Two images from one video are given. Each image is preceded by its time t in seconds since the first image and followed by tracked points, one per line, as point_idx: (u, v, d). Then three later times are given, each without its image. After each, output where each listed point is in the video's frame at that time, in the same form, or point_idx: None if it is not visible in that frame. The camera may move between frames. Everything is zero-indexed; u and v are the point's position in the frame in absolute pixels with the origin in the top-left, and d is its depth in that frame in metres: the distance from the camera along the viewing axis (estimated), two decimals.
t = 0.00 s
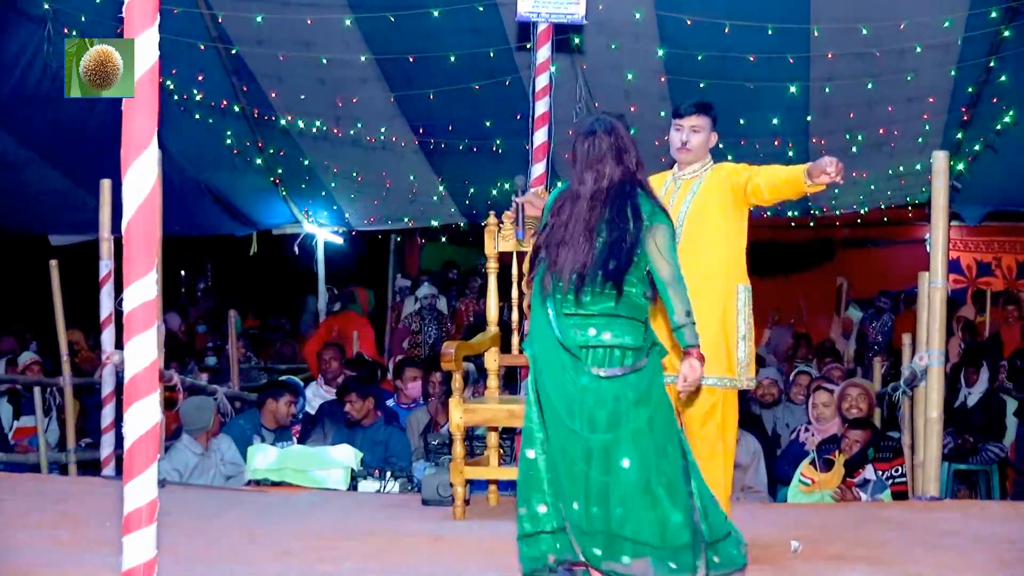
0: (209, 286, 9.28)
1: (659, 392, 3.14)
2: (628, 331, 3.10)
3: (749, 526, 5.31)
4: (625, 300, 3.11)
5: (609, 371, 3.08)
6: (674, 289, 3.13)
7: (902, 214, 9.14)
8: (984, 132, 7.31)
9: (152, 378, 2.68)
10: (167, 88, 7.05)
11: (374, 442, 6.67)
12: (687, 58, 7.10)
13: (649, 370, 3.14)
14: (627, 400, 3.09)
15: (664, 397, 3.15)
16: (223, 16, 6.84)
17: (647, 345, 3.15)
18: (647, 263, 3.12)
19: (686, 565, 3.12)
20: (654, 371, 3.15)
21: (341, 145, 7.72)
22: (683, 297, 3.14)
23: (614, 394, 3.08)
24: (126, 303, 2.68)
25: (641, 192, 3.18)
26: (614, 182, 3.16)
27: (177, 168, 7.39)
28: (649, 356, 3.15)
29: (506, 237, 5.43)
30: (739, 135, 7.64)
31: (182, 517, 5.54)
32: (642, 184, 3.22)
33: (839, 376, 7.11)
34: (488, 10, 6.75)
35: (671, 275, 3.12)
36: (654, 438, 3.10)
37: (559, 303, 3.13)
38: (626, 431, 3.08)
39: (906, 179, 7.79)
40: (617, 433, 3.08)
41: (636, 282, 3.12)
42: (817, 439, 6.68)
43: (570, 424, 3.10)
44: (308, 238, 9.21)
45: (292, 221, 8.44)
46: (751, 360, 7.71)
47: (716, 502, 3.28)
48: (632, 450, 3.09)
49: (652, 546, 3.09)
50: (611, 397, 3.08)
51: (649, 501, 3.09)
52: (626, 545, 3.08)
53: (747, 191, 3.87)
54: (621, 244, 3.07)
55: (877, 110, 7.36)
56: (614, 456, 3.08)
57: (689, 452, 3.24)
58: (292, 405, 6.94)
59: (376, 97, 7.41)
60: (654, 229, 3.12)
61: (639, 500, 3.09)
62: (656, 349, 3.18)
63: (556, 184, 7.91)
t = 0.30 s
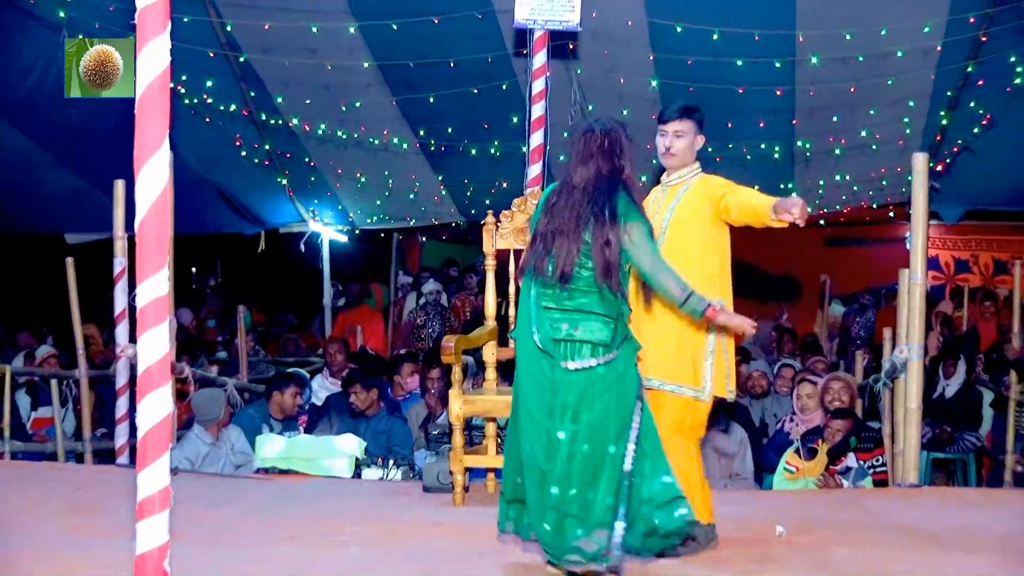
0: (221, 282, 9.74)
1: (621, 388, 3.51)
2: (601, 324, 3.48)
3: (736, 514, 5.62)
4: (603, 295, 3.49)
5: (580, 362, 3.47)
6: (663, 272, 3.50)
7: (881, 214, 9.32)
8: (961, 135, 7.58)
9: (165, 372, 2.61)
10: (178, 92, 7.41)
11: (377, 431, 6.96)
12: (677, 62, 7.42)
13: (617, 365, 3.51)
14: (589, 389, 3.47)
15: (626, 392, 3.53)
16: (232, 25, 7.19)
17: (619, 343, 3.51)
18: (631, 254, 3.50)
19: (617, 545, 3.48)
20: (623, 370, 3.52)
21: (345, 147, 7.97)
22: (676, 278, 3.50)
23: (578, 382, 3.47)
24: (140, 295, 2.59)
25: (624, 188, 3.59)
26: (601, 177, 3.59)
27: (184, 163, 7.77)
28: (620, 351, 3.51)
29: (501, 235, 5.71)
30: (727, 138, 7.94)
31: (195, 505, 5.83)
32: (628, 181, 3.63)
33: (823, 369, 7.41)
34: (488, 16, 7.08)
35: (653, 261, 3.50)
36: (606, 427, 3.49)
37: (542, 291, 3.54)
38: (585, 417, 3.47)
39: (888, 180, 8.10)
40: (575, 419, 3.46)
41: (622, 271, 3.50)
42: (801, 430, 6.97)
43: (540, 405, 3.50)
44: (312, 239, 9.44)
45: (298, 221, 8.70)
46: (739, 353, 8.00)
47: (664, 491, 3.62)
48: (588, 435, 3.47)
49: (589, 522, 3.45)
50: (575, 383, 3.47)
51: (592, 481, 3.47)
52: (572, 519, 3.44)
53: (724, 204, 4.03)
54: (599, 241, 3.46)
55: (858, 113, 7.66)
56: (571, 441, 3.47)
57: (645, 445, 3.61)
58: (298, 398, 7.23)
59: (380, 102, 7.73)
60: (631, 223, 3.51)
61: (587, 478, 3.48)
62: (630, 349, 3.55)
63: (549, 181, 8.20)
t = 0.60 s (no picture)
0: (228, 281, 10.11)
1: (594, 397, 3.77)
2: (585, 336, 3.71)
3: (726, 502, 5.87)
4: (586, 299, 3.73)
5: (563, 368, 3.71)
6: (656, 263, 3.69)
7: (864, 215, 9.69)
8: (942, 137, 7.88)
9: (173, 367, 2.80)
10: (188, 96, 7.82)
11: (379, 424, 7.23)
12: (668, 69, 7.71)
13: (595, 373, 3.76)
14: (562, 394, 3.73)
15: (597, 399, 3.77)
16: (239, 32, 7.50)
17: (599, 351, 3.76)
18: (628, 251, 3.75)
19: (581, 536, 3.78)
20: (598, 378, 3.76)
21: (348, 150, 8.30)
22: (667, 271, 3.66)
23: (555, 385, 3.73)
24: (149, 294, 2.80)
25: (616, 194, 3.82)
26: (590, 184, 3.81)
27: (195, 167, 8.23)
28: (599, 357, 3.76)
29: (499, 235, 5.94)
30: (717, 142, 8.22)
31: (206, 493, 6.06)
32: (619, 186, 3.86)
33: (809, 364, 7.68)
34: (485, 24, 7.37)
35: (646, 255, 3.71)
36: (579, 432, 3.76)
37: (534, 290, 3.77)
38: (562, 419, 3.75)
39: (872, 182, 8.38)
40: (551, 422, 3.75)
41: (612, 272, 3.74)
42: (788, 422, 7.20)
43: (521, 401, 3.78)
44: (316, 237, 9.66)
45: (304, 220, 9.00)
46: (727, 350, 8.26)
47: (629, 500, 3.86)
48: (561, 437, 3.76)
49: (555, 516, 3.77)
50: (552, 387, 3.73)
51: (559, 478, 3.76)
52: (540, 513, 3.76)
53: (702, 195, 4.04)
54: (596, 239, 3.72)
55: (842, 117, 7.95)
56: (545, 436, 3.76)
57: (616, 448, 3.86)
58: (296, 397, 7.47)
59: (382, 106, 8.01)
60: (625, 225, 3.77)
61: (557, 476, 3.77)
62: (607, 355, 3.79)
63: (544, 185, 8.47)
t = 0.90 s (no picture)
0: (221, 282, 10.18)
1: (551, 379, 3.79)
2: (528, 321, 3.75)
3: (720, 502, 5.86)
4: (532, 287, 3.79)
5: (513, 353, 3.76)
6: (610, 259, 3.74)
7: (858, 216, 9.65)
8: (935, 137, 7.90)
9: (167, 367, 2.79)
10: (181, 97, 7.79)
11: (372, 424, 7.23)
12: (661, 69, 7.72)
13: (550, 356, 3.79)
14: (518, 380, 3.77)
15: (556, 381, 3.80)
16: (233, 33, 7.50)
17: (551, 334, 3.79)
18: (580, 248, 3.78)
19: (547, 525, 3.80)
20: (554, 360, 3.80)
21: (342, 150, 8.30)
22: (621, 266, 3.72)
23: (508, 372, 3.77)
24: (143, 295, 2.79)
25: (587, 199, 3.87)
26: (567, 185, 3.86)
27: (190, 169, 8.20)
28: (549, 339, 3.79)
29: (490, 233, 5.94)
30: (710, 141, 8.23)
31: (198, 494, 6.02)
32: (599, 191, 3.90)
33: (803, 364, 7.68)
34: (479, 25, 7.37)
35: (600, 251, 3.75)
36: (538, 416, 3.79)
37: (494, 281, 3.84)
38: (519, 404, 3.78)
39: (864, 182, 8.39)
40: (512, 410, 3.79)
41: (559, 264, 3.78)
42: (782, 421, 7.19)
43: (480, 393, 3.82)
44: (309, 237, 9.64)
45: (297, 221, 8.99)
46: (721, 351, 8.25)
47: (605, 482, 3.89)
48: (524, 422, 3.79)
49: (525, 505, 3.78)
50: (506, 373, 3.77)
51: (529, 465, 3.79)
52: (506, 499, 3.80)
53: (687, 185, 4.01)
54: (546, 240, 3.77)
55: (835, 117, 7.96)
56: (507, 424, 3.79)
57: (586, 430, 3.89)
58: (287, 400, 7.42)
59: (375, 107, 8.02)
60: (577, 225, 3.79)
61: (522, 462, 3.82)
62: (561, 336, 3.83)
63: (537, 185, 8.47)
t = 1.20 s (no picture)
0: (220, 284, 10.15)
1: (510, 403, 3.80)
2: (495, 339, 3.78)
3: (717, 504, 5.86)
4: (504, 307, 3.78)
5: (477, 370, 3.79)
6: (571, 286, 3.70)
7: (857, 217, 9.64)
8: (931, 140, 7.91)
9: (165, 369, 2.84)
10: (180, 100, 7.81)
11: (369, 427, 7.22)
12: (658, 71, 7.72)
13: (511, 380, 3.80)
14: (480, 398, 3.80)
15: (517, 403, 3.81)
16: (229, 34, 7.50)
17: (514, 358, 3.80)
18: (551, 272, 3.74)
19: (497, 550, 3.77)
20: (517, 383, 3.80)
21: (339, 152, 8.31)
22: (579, 293, 3.67)
23: (472, 388, 3.80)
24: (139, 296, 2.83)
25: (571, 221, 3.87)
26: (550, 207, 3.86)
27: (185, 169, 8.21)
28: (513, 362, 3.81)
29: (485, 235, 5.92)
30: (707, 144, 8.23)
31: (195, 496, 6.02)
32: (581, 217, 3.88)
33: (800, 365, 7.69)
34: (476, 27, 7.38)
35: (565, 275, 3.71)
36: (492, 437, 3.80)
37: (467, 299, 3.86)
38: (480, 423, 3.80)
39: (862, 184, 8.39)
40: (472, 426, 3.81)
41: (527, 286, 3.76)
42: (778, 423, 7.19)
43: (443, 409, 3.83)
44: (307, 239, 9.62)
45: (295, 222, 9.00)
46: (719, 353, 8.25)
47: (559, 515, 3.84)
48: (482, 440, 3.80)
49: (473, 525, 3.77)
50: (469, 391, 3.80)
51: (485, 486, 3.78)
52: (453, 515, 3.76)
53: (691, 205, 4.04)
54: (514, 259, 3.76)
55: (832, 120, 7.97)
56: (464, 442, 3.80)
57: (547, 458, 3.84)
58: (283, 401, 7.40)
59: (373, 109, 8.02)
60: (554, 247, 3.77)
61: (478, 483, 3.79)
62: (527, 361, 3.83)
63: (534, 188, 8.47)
